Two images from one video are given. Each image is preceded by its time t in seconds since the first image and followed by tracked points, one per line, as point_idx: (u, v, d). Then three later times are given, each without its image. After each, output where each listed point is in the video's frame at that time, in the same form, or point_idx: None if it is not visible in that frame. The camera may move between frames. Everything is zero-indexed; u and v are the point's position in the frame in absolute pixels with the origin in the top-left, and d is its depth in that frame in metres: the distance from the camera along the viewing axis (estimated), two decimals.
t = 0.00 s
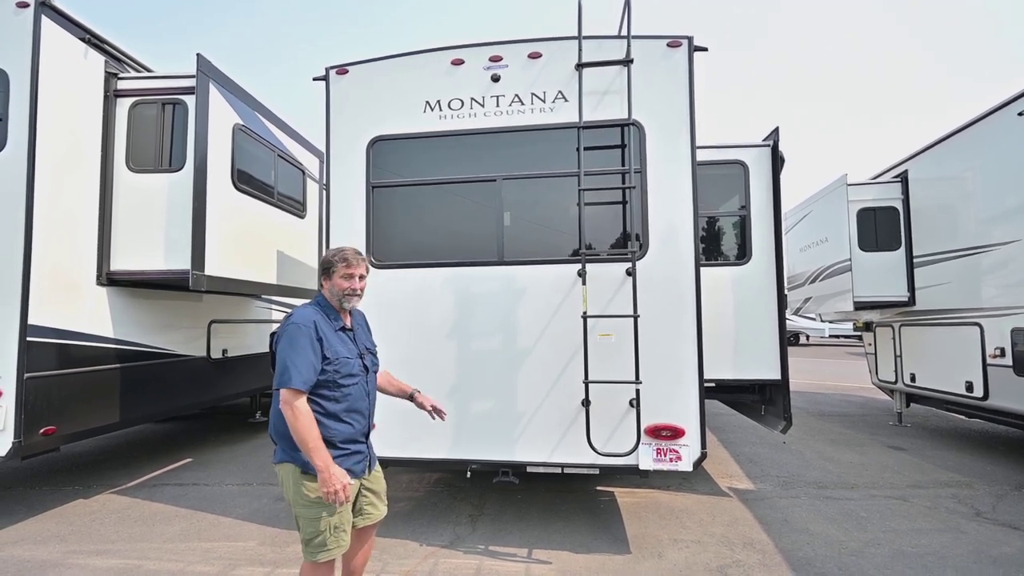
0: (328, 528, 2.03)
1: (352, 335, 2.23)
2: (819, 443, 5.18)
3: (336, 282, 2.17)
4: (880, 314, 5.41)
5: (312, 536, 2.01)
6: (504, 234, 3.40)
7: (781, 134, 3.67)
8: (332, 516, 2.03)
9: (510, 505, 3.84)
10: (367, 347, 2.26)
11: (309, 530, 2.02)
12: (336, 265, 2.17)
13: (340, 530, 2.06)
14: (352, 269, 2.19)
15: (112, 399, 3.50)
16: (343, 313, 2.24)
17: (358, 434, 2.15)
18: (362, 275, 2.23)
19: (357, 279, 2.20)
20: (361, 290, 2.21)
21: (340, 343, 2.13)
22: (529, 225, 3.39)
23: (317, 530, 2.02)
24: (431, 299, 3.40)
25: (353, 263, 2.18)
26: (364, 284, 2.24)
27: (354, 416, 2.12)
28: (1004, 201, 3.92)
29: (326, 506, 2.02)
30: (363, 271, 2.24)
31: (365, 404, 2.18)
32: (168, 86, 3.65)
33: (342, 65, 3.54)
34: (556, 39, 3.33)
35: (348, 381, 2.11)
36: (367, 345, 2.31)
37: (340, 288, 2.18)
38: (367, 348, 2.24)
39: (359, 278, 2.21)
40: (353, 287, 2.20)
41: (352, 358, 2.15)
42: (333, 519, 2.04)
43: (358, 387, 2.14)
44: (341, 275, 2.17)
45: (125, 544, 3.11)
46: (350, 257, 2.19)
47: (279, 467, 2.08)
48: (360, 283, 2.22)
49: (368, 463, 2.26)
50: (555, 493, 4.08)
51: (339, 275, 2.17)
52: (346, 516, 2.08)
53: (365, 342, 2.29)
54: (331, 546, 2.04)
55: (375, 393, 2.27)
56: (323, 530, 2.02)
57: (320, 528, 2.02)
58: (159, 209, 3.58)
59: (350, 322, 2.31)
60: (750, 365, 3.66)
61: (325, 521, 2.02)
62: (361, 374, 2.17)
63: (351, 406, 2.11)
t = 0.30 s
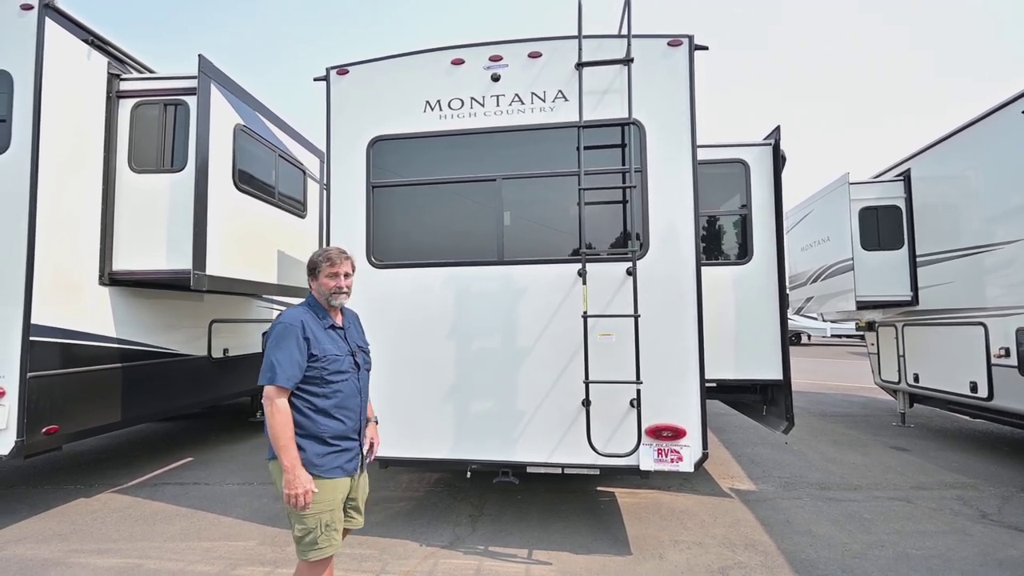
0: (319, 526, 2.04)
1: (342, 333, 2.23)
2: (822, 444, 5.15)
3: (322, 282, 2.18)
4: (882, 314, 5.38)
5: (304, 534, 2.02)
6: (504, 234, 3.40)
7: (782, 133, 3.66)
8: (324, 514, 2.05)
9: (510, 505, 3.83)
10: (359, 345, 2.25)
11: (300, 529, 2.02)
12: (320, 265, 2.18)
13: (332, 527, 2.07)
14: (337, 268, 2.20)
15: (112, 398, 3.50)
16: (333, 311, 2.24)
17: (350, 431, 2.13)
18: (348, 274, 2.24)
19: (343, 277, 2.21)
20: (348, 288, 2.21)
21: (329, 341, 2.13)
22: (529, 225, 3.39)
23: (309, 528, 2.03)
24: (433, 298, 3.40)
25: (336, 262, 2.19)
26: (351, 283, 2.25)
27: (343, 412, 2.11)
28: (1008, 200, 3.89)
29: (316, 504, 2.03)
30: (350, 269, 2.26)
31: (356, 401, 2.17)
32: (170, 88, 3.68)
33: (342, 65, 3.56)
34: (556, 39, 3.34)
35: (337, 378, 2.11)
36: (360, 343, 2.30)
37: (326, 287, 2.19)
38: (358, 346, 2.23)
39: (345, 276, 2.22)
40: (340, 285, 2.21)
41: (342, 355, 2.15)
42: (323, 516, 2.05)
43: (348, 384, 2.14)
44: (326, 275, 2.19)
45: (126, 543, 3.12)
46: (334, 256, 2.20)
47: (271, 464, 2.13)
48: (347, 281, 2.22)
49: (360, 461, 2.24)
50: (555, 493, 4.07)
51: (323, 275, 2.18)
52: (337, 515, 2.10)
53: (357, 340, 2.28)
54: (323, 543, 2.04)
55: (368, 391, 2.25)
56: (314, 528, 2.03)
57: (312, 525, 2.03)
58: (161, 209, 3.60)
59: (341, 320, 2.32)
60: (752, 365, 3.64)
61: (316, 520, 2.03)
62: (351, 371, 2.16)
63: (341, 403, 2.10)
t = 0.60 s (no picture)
0: (315, 516, 2.13)
1: (332, 334, 2.28)
2: (822, 444, 5.14)
3: (319, 284, 2.24)
4: (884, 314, 5.36)
5: (300, 525, 2.10)
6: (504, 234, 3.40)
7: (783, 132, 3.65)
8: (319, 505, 2.13)
9: (509, 505, 3.84)
10: (348, 345, 2.32)
11: (296, 521, 2.10)
12: (320, 266, 2.23)
13: (327, 517, 2.16)
14: (336, 272, 2.26)
15: (113, 397, 3.51)
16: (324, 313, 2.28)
17: (335, 428, 2.20)
18: (346, 279, 2.30)
19: (341, 281, 2.26)
20: (344, 292, 2.26)
21: (320, 340, 2.19)
22: (529, 225, 3.40)
23: (305, 519, 2.11)
24: (434, 297, 3.40)
25: (337, 267, 2.25)
26: (346, 288, 2.30)
27: (329, 410, 2.18)
28: (1011, 200, 3.87)
29: (310, 496, 2.11)
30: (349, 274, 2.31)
31: (342, 400, 2.24)
32: (170, 88, 3.69)
33: (342, 65, 3.56)
34: (556, 38, 3.34)
35: (326, 376, 2.18)
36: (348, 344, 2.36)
37: (322, 289, 2.24)
38: (347, 347, 2.30)
39: (343, 281, 2.27)
40: (337, 289, 2.27)
41: (332, 354, 2.21)
42: (318, 507, 2.13)
43: (336, 383, 2.20)
44: (324, 277, 2.24)
45: (129, 541, 3.15)
46: (335, 260, 2.26)
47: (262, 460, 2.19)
48: (344, 286, 2.27)
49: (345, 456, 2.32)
50: (555, 493, 4.07)
51: (321, 278, 2.25)
52: (332, 505, 2.19)
53: (346, 341, 2.34)
54: (320, 532, 2.13)
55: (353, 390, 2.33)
56: (309, 519, 2.11)
57: (307, 516, 2.11)
58: (162, 209, 3.61)
59: (331, 321, 2.35)
60: (752, 365, 3.64)
61: (312, 511, 2.11)
62: (339, 370, 2.23)
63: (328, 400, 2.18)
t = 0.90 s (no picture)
0: (306, 512, 2.27)
1: (319, 334, 2.45)
2: (826, 446, 5.10)
3: (305, 286, 2.39)
4: (888, 314, 5.31)
5: (292, 521, 2.25)
6: (504, 234, 3.42)
7: (784, 131, 3.65)
8: (309, 502, 2.27)
9: (510, 505, 3.84)
10: (334, 345, 2.49)
11: (288, 517, 2.25)
12: (305, 269, 2.40)
13: (318, 513, 2.29)
14: (320, 274, 2.42)
15: (118, 396, 3.57)
16: (312, 313, 2.45)
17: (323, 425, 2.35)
18: (330, 280, 2.46)
19: (325, 282, 2.43)
20: (329, 293, 2.43)
21: (306, 340, 2.35)
22: (529, 224, 3.41)
23: (297, 515, 2.26)
24: (434, 298, 3.42)
25: (320, 268, 2.41)
26: (332, 288, 2.46)
27: (317, 408, 2.32)
28: (1016, 199, 3.83)
29: (300, 493, 2.26)
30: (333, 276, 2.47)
31: (329, 397, 2.39)
32: (174, 91, 3.74)
33: (343, 67, 3.58)
34: (555, 39, 3.35)
35: (313, 375, 2.33)
36: (335, 344, 2.53)
37: (308, 291, 2.40)
38: (334, 346, 2.47)
39: (327, 282, 2.43)
40: (321, 289, 2.42)
41: (318, 354, 2.37)
42: (308, 504, 2.27)
43: (322, 381, 2.36)
44: (309, 279, 2.40)
45: (133, 539, 3.18)
46: (319, 262, 2.42)
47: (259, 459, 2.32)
48: (328, 286, 2.44)
49: (336, 453, 2.46)
50: (555, 493, 4.06)
51: (307, 279, 2.39)
52: (323, 500, 2.32)
53: (333, 341, 2.52)
54: (311, 528, 2.27)
55: (340, 389, 2.48)
56: (300, 514, 2.26)
57: (299, 513, 2.26)
58: (166, 210, 3.66)
59: (320, 322, 2.53)
60: (754, 366, 3.62)
61: (302, 507, 2.26)
62: (325, 369, 2.39)
63: (315, 398, 2.32)
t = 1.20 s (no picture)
0: (306, 512, 2.29)
1: (317, 334, 2.48)
2: (832, 446, 5.03)
3: (303, 286, 2.41)
4: (894, 311, 5.23)
5: (292, 520, 2.27)
6: (503, 234, 3.43)
7: (786, 128, 3.62)
8: (309, 501, 2.29)
9: (511, 505, 3.84)
10: (332, 345, 2.52)
11: (288, 516, 2.27)
12: (303, 270, 2.42)
13: (318, 512, 2.31)
14: (318, 274, 2.45)
15: (127, 397, 3.64)
16: (310, 312, 2.48)
17: (322, 424, 2.37)
18: (328, 280, 2.49)
19: (323, 282, 2.46)
20: (326, 292, 2.46)
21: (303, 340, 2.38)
22: (528, 225, 3.42)
23: (296, 514, 2.28)
24: (435, 297, 3.44)
25: (317, 268, 2.43)
26: (329, 287, 2.49)
27: (315, 406, 2.35)
28: None
29: (299, 492, 2.27)
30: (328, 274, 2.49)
31: (328, 396, 2.41)
32: (179, 97, 3.81)
33: (344, 71, 3.63)
34: (553, 40, 3.37)
35: (311, 373, 2.36)
36: (333, 344, 2.56)
37: (306, 290, 2.42)
38: (332, 346, 2.50)
39: (324, 281, 2.47)
40: (318, 288, 2.45)
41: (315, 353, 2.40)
42: (308, 503, 2.29)
43: (320, 379, 2.38)
44: (307, 280, 2.42)
45: (140, 538, 3.23)
46: (316, 263, 2.44)
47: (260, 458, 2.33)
48: (325, 286, 2.47)
49: (336, 452, 2.48)
50: (557, 494, 4.05)
51: (305, 279, 2.42)
52: (322, 499, 2.33)
53: (332, 341, 2.55)
54: (311, 526, 2.29)
55: (339, 387, 2.50)
56: (300, 513, 2.28)
57: (298, 512, 2.28)
58: (172, 215, 3.73)
59: (318, 322, 2.57)
60: (757, 366, 3.59)
61: (301, 506, 2.28)
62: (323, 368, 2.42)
63: (313, 397, 2.35)
